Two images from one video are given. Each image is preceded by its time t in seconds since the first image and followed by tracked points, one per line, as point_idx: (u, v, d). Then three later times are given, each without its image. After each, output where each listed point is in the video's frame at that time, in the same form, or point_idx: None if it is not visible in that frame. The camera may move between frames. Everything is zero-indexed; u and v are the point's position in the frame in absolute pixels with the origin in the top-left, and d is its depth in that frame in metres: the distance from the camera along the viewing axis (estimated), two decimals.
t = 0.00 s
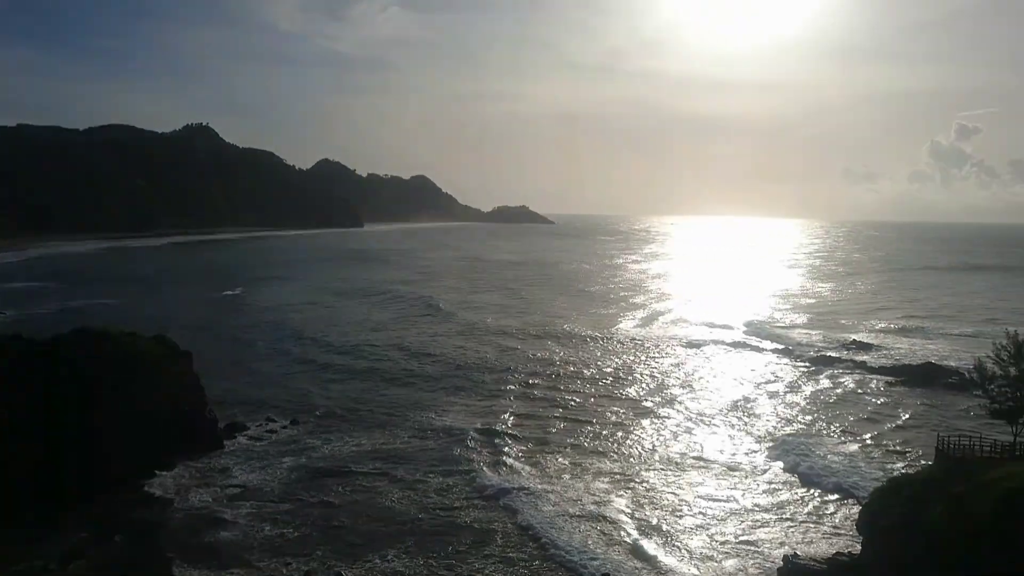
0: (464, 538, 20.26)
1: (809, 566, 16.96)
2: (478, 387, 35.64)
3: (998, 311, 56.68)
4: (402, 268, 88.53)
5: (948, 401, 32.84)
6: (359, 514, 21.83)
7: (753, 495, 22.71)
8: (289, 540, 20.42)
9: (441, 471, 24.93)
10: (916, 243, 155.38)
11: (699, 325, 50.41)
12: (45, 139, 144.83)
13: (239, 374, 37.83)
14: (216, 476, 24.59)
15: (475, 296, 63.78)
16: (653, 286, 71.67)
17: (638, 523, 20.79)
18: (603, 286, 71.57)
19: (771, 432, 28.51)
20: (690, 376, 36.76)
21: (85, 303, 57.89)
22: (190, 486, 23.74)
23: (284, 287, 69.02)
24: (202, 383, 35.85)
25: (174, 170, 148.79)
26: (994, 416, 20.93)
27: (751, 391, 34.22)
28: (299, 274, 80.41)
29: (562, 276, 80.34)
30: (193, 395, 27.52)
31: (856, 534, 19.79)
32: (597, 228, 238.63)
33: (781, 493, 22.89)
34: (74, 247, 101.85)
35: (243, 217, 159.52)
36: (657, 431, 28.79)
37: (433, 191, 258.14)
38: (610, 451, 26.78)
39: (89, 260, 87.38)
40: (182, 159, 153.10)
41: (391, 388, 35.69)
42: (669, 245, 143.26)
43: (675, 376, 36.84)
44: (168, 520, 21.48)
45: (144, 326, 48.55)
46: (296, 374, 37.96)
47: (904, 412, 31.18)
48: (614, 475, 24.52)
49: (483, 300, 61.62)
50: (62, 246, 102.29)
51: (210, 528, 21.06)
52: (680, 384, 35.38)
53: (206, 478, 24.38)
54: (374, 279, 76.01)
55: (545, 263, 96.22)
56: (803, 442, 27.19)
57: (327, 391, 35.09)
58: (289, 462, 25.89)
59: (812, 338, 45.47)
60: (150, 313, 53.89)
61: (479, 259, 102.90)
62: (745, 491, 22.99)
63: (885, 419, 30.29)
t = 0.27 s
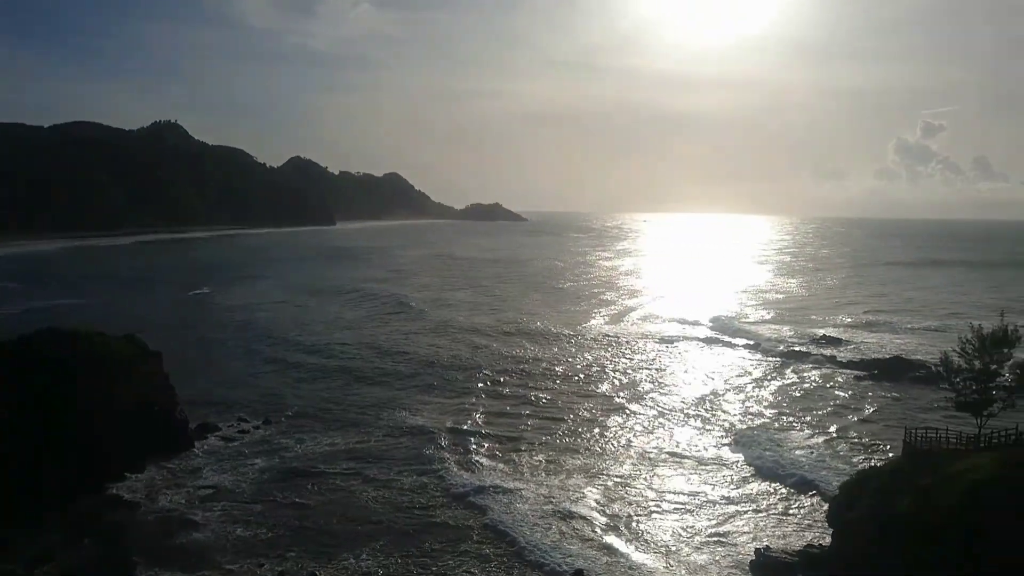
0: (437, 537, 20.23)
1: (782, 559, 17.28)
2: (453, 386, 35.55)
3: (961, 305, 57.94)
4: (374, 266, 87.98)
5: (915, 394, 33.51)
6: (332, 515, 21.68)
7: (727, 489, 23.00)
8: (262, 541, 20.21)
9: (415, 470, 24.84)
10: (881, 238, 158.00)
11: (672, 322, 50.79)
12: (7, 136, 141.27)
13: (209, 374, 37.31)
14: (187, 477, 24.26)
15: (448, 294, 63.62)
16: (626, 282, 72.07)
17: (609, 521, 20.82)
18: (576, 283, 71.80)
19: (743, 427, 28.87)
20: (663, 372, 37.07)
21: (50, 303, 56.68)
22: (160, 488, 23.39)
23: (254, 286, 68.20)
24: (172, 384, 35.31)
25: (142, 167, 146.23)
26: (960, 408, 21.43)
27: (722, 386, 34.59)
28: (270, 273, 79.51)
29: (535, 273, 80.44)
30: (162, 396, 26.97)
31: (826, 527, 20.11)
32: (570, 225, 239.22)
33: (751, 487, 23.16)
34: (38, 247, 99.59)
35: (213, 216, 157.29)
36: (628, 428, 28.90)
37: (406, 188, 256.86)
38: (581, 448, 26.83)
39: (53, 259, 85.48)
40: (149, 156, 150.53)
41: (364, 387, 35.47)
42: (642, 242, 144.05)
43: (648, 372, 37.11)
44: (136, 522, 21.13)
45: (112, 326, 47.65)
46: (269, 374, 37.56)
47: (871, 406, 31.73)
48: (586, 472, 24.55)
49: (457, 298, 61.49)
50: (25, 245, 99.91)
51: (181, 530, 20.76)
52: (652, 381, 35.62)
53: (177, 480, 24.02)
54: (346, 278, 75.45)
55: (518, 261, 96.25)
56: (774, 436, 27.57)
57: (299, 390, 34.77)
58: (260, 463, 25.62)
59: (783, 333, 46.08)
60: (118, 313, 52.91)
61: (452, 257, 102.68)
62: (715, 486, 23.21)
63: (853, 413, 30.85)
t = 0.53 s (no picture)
0: (418, 538, 20.15)
1: (765, 556, 17.46)
2: (435, 386, 35.45)
3: (936, 303, 58.71)
4: (355, 266, 87.48)
5: (893, 391, 33.92)
6: (315, 516, 21.61)
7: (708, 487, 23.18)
8: (244, 543, 20.09)
9: (398, 471, 24.79)
10: (859, 237, 159.52)
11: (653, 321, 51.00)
12: None
13: (188, 376, 36.94)
14: (167, 479, 24.01)
15: (429, 294, 63.45)
16: (607, 282, 72.21)
17: (585, 522, 20.78)
18: (557, 282, 71.85)
19: (724, 425, 29.06)
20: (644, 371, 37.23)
21: (25, 304, 55.76)
22: (141, 490, 23.21)
23: (234, 286, 67.55)
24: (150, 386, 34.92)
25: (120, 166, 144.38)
26: (937, 405, 21.68)
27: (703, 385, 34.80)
28: (250, 273, 78.79)
29: (517, 273, 80.40)
30: (141, 396, 26.85)
31: (806, 523, 20.34)
32: (552, 224, 239.36)
33: (732, 484, 23.33)
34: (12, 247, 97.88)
35: (192, 215, 155.68)
36: (608, 428, 28.92)
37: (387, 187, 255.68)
38: (559, 449, 26.77)
39: (27, 260, 84.06)
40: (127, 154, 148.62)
41: (346, 387, 35.32)
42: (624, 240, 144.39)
43: (630, 371, 37.25)
44: (117, 524, 20.94)
45: (88, 328, 46.96)
46: (249, 375, 37.26)
47: (849, 404, 32.05)
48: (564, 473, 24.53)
49: (438, 298, 61.33)
50: None
51: (162, 532, 20.59)
52: (633, 380, 35.70)
53: (158, 481, 23.86)
54: (326, 278, 74.95)
55: (500, 260, 96.11)
56: (755, 434, 27.79)
57: (280, 391, 34.55)
58: (242, 464, 25.45)
59: (762, 332, 46.44)
60: (94, 314, 52.16)
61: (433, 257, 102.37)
62: (695, 485, 23.30)
63: (833, 410, 31.17)
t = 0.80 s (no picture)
0: (397, 538, 20.06)
1: (744, 553, 17.64)
2: (417, 386, 35.33)
3: (914, 302, 59.38)
4: (336, 265, 86.93)
5: (871, 390, 34.28)
6: (295, 515, 21.50)
7: (687, 484, 23.32)
8: (224, 543, 19.93)
9: (379, 470, 24.67)
10: (837, 237, 161.15)
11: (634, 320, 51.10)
12: None
13: (168, 376, 36.57)
14: (145, 480, 23.76)
15: (411, 294, 63.20)
16: (589, 281, 72.29)
17: (561, 524, 20.64)
18: (539, 281, 71.84)
19: (704, 424, 29.20)
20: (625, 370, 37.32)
21: None
22: (120, 490, 22.95)
23: (213, 286, 66.88)
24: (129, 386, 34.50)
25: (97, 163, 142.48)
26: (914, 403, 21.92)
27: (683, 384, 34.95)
28: (230, 272, 78.05)
29: (499, 272, 80.29)
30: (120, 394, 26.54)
31: (784, 520, 20.53)
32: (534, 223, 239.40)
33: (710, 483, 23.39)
34: None
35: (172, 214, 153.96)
36: (587, 428, 28.92)
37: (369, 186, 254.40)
38: (539, 449, 26.71)
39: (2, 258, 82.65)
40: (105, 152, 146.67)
41: (327, 387, 35.12)
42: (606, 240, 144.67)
43: (610, 371, 37.31)
44: (95, 524, 20.68)
45: (64, 327, 46.31)
46: (229, 375, 36.93)
47: (827, 403, 32.35)
48: (541, 474, 24.41)
49: (420, 297, 61.09)
50: None
51: (141, 532, 20.37)
52: (614, 379, 35.78)
53: (137, 481, 23.59)
54: (307, 277, 74.40)
55: (482, 260, 95.88)
56: (734, 433, 27.96)
57: (260, 391, 34.28)
58: (221, 465, 25.22)
59: (743, 331, 46.71)
60: (71, 313, 51.42)
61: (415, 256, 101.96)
62: (675, 483, 23.41)
63: (811, 409, 31.43)
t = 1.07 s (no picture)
0: (373, 538, 19.93)
1: (720, 549, 17.83)
2: (393, 385, 35.12)
3: (883, 300, 60.26)
4: (310, 264, 86.14)
5: (843, 387, 34.71)
6: (270, 516, 21.29)
7: (662, 481, 23.48)
8: (198, 544, 19.68)
9: (354, 470, 24.49)
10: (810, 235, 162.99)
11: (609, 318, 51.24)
12: None
13: (139, 376, 35.98)
14: (118, 481, 23.38)
15: (386, 292, 62.81)
16: (565, 280, 72.40)
17: (535, 523, 20.55)
18: (515, 280, 71.79)
19: (679, 421, 29.38)
20: (601, 369, 37.42)
21: None
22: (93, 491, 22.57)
23: (185, 284, 65.90)
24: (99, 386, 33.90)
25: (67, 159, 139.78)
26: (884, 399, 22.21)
27: (659, 381, 35.14)
28: (202, 270, 77.03)
29: (474, 271, 80.09)
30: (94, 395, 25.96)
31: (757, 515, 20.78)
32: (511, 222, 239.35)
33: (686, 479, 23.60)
34: None
35: (143, 212, 151.58)
36: (564, 427, 28.87)
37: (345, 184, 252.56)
38: (515, 448, 26.67)
39: None
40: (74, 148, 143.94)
41: (302, 386, 34.80)
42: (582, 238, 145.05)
43: (586, 369, 37.37)
44: (66, 526, 20.31)
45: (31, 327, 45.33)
46: (202, 375, 36.43)
47: (800, 399, 32.68)
48: (518, 474, 24.27)
49: (395, 296, 60.72)
50: None
51: (112, 534, 20.03)
52: (590, 377, 35.86)
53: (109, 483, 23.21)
54: (281, 276, 73.61)
55: (458, 259, 95.56)
56: (709, 430, 28.20)
57: (234, 391, 33.86)
58: (194, 466, 24.88)
59: (717, 329, 47.06)
60: (38, 313, 50.38)
61: (390, 254, 101.38)
62: (650, 480, 23.57)
63: (784, 406, 31.73)
